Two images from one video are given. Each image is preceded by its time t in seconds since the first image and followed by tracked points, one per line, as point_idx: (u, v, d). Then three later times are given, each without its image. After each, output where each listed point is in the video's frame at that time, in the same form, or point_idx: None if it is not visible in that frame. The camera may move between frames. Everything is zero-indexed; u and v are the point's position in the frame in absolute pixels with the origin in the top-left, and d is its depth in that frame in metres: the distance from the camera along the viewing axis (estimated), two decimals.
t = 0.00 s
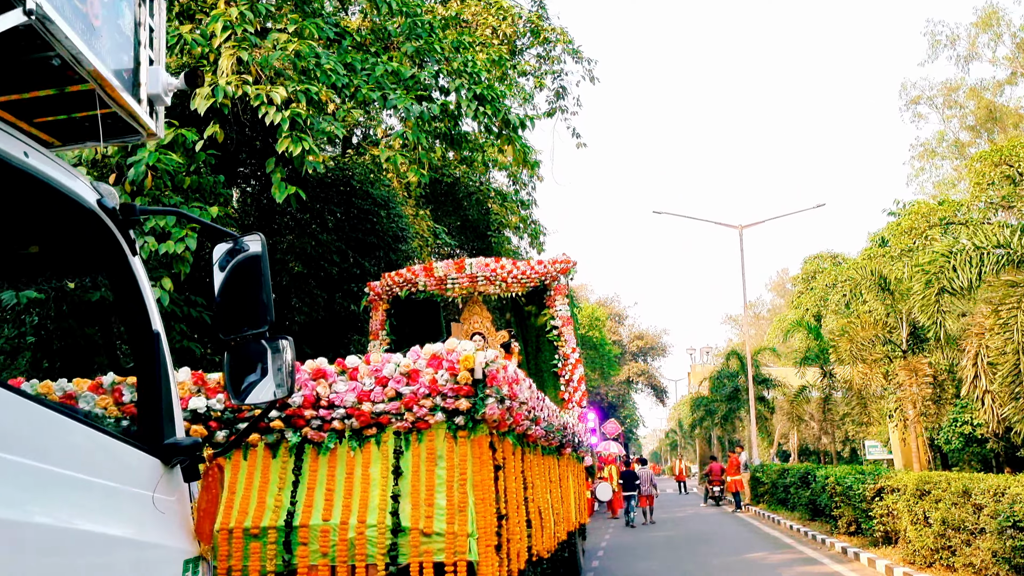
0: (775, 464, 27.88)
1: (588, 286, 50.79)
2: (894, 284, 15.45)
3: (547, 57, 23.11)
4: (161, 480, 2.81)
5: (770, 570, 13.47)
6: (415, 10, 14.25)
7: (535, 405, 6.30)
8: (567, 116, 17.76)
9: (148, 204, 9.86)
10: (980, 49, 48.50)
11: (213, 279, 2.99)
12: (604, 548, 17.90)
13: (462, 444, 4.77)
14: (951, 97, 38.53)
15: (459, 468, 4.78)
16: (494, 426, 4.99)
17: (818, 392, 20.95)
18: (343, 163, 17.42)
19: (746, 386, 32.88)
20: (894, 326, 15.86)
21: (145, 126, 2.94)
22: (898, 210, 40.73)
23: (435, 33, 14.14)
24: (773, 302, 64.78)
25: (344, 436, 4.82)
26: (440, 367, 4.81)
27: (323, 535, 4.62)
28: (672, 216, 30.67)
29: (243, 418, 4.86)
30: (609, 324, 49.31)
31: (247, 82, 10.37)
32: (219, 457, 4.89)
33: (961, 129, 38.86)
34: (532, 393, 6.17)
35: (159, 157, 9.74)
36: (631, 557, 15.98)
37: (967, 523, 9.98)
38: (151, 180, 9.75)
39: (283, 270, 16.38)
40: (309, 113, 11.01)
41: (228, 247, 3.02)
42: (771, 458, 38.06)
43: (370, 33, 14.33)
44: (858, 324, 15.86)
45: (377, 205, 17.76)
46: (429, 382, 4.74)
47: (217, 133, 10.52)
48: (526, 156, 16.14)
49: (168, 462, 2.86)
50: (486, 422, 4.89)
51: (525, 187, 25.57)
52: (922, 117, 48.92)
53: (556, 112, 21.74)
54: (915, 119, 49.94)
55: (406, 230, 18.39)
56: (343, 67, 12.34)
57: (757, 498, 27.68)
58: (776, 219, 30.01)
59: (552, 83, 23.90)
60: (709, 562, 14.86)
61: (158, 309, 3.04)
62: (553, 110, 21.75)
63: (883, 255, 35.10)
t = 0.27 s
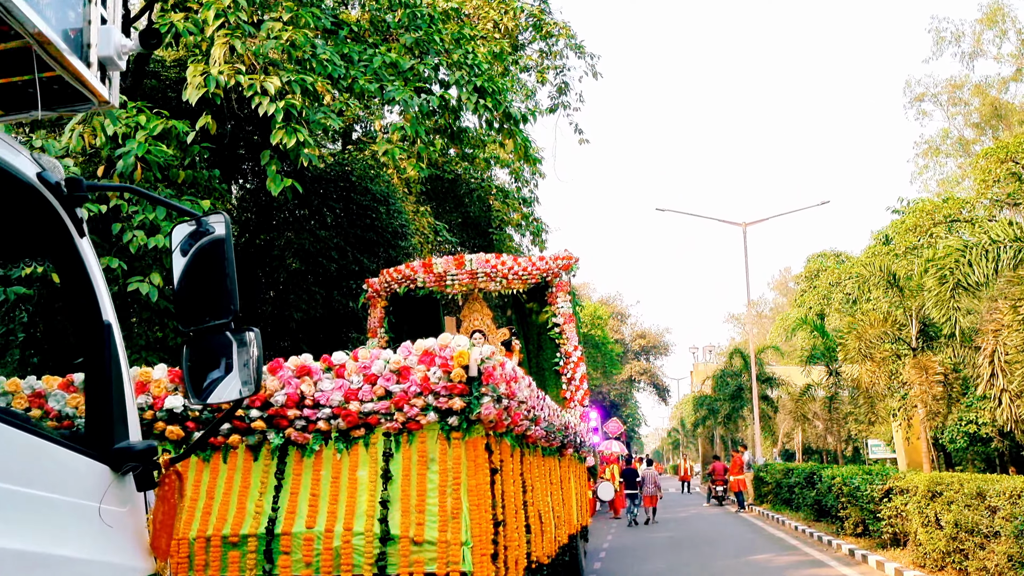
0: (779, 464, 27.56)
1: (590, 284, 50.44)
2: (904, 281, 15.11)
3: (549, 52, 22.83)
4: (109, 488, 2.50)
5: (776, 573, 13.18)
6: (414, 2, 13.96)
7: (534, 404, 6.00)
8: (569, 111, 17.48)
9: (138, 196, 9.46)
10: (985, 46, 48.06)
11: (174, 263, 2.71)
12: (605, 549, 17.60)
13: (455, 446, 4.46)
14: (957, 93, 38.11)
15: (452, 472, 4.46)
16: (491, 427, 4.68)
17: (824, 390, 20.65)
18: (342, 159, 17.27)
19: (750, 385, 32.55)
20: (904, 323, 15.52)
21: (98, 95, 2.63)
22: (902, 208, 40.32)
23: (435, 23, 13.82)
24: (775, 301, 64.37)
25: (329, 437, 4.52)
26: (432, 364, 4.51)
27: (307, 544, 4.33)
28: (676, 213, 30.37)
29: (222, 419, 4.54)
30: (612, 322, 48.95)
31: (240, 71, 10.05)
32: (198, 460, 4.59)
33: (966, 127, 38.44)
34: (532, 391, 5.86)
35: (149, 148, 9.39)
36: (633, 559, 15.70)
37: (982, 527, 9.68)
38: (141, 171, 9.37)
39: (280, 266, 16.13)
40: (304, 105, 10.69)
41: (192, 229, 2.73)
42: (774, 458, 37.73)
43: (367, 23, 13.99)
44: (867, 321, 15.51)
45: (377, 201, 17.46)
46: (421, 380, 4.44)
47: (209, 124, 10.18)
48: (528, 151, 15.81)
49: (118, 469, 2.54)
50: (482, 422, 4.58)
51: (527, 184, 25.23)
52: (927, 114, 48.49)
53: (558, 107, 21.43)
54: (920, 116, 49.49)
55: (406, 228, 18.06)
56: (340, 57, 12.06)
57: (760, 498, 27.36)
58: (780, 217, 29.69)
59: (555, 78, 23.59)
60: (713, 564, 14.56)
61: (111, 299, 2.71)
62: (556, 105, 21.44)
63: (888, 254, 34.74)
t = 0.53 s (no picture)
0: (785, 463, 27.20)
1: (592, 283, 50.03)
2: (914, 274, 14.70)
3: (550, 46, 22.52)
4: (27, 481, 2.17)
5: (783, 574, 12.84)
6: None
7: (529, 396, 5.64)
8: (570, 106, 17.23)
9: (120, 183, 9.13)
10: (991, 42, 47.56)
11: (106, 227, 2.34)
12: (608, 550, 17.26)
13: (440, 439, 4.10)
14: (963, 89, 37.66)
15: (438, 467, 4.09)
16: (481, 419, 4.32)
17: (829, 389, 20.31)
18: (340, 151, 16.94)
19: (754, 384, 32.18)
20: (915, 318, 15.09)
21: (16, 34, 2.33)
22: (907, 206, 39.86)
23: (432, 11, 13.47)
24: (779, 300, 63.88)
25: (306, 430, 4.17)
26: (417, 350, 4.14)
27: (280, 546, 3.99)
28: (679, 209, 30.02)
29: (190, 410, 4.18)
30: (614, 321, 48.56)
31: (228, 55, 9.72)
32: (163, 455, 4.24)
33: (972, 124, 38.00)
34: (527, 381, 5.50)
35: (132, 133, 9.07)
36: (637, 560, 15.37)
37: (998, 527, 9.34)
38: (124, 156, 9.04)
39: (275, 261, 15.89)
40: (294, 91, 10.36)
41: (127, 185, 2.34)
42: (779, 458, 37.35)
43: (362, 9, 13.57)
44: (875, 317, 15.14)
45: (374, 194, 17.14)
46: (404, 368, 4.09)
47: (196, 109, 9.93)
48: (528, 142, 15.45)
49: (35, 460, 2.19)
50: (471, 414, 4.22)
51: (529, 179, 24.86)
52: (932, 111, 48.02)
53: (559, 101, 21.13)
54: (925, 113, 49.03)
55: (405, 223, 17.72)
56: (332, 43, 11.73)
57: (765, 498, 26.98)
58: (785, 213, 29.33)
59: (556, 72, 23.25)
60: (718, 565, 14.21)
61: (32, 266, 2.41)
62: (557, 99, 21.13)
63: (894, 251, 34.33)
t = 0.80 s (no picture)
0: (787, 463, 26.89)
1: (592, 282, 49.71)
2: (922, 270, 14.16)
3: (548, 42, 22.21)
4: None
5: None
6: None
7: (523, 397, 5.32)
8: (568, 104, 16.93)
9: (103, 179, 8.89)
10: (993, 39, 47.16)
11: (29, 211, 2.06)
12: (609, 553, 16.96)
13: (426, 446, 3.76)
14: (965, 86, 37.30)
15: (422, 476, 3.77)
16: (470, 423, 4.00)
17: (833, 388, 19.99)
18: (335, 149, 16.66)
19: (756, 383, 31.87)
20: (922, 315, 14.25)
21: None
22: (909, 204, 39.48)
23: (427, 3, 13.16)
24: (780, 299, 63.48)
25: (281, 436, 3.87)
26: (400, 350, 3.81)
27: (253, 562, 3.69)
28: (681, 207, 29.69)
29: (156, 416, 3.89)
30: (615, 320, 48.20)
31: (214, 47, 9.44)
32: (129, 464, 3.96)
33: (973, 120, 37.65)
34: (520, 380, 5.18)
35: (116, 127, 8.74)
36: (639, 563, 15.09)
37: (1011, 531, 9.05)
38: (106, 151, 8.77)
39: (269, 260, 15.63)
40: (284, 83, 10.06)
41: (52, 163, 2.04)
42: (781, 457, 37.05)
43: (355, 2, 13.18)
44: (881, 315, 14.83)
45: (369, 192, 16.85)
46: (386, 370, 3.77)
47: (181, 103, 9.69)
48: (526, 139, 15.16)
49: None
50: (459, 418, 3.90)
51: (528, 177, 24.51)
52: (934, 108, 47.65)
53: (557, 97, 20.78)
54: (926, 110, 48.65)
55: (401, 220, 17.44)
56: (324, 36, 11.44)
57: (768, 498, 26.65)
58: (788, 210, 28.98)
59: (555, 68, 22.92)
60: (721, 569, 13.90)
61: None
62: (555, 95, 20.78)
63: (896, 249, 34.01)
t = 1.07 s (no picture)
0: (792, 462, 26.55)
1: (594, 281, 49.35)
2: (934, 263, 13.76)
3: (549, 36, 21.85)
4: None
5: None
6: None
7: (522, 387, 5.01)
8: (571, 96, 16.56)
9: (89, 166, 8.59)
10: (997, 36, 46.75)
11: None
12: (612, 553, 16.65)
13: (415, 437, 3.44)
14: (969, 82, 36.91)
15: (411, 469, 3.45)
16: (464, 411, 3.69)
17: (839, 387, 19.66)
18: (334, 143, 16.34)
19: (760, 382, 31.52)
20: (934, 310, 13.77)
21: None
22: (913, 201, 39.08)
23: None
24: (782, 298, 63.08)
25: (259, 426, 3.56)
26: (387, 333, 3.49)
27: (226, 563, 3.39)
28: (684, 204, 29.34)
29: (124, 405, 3.59)
30: (617, 319, 47.82)
31: (203, 30, 9.10)
32: (93, 457, 3.66)
33: (978, 118, 37.27)
34: (518, 369, 4.87)
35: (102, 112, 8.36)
36: (643, 563, 14.78)
37: None
38: (93, 137, 8.47)
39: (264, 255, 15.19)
40: (277, 68, 9.73)
41: None
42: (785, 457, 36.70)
43: None
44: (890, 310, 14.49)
45: (367, 185, 16.52)
46: (372, 354, 3.46)
47: (170, 88, 9.36)
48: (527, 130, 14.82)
49: None
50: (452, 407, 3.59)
51: (529, 173, 24.17)
52: (938, 105, 47.24)
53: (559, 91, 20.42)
54: (930, 107, 48.24)
55: (400, 213, 17.15)
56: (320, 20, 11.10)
57: (773, 498, 26.32)
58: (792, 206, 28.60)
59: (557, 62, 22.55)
60: (727, 569, 13.58)
61: None
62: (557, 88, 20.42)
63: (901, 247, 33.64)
